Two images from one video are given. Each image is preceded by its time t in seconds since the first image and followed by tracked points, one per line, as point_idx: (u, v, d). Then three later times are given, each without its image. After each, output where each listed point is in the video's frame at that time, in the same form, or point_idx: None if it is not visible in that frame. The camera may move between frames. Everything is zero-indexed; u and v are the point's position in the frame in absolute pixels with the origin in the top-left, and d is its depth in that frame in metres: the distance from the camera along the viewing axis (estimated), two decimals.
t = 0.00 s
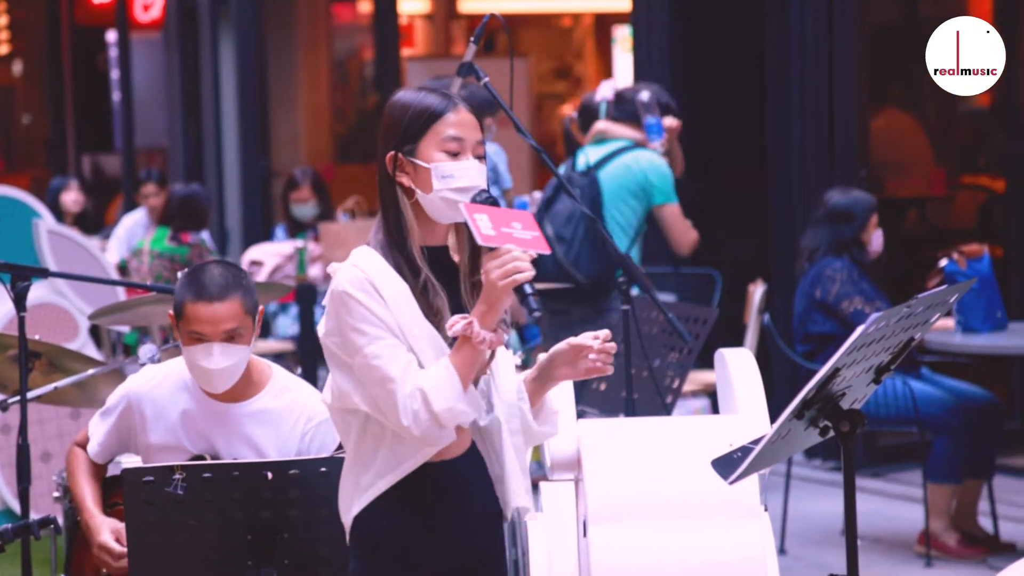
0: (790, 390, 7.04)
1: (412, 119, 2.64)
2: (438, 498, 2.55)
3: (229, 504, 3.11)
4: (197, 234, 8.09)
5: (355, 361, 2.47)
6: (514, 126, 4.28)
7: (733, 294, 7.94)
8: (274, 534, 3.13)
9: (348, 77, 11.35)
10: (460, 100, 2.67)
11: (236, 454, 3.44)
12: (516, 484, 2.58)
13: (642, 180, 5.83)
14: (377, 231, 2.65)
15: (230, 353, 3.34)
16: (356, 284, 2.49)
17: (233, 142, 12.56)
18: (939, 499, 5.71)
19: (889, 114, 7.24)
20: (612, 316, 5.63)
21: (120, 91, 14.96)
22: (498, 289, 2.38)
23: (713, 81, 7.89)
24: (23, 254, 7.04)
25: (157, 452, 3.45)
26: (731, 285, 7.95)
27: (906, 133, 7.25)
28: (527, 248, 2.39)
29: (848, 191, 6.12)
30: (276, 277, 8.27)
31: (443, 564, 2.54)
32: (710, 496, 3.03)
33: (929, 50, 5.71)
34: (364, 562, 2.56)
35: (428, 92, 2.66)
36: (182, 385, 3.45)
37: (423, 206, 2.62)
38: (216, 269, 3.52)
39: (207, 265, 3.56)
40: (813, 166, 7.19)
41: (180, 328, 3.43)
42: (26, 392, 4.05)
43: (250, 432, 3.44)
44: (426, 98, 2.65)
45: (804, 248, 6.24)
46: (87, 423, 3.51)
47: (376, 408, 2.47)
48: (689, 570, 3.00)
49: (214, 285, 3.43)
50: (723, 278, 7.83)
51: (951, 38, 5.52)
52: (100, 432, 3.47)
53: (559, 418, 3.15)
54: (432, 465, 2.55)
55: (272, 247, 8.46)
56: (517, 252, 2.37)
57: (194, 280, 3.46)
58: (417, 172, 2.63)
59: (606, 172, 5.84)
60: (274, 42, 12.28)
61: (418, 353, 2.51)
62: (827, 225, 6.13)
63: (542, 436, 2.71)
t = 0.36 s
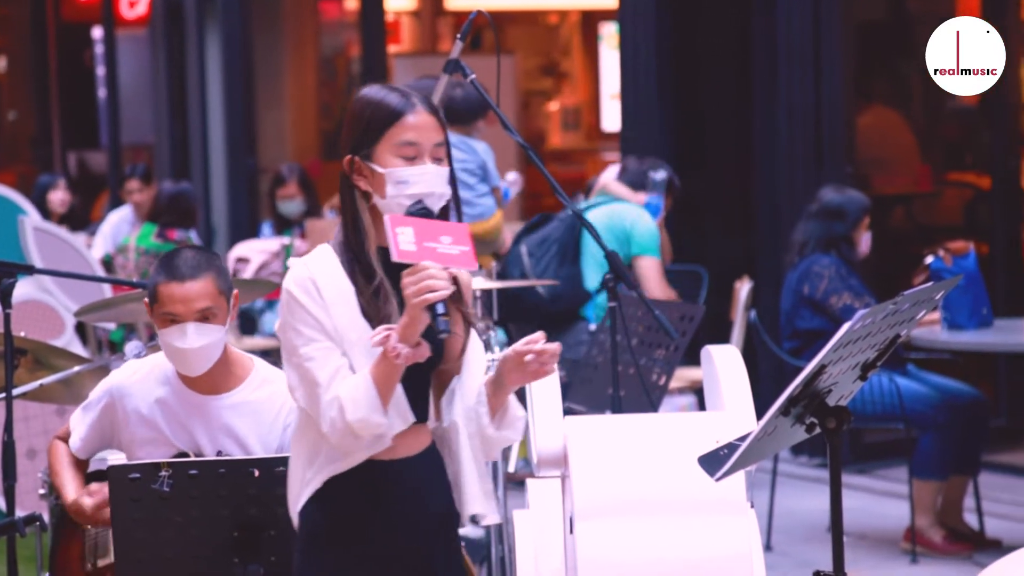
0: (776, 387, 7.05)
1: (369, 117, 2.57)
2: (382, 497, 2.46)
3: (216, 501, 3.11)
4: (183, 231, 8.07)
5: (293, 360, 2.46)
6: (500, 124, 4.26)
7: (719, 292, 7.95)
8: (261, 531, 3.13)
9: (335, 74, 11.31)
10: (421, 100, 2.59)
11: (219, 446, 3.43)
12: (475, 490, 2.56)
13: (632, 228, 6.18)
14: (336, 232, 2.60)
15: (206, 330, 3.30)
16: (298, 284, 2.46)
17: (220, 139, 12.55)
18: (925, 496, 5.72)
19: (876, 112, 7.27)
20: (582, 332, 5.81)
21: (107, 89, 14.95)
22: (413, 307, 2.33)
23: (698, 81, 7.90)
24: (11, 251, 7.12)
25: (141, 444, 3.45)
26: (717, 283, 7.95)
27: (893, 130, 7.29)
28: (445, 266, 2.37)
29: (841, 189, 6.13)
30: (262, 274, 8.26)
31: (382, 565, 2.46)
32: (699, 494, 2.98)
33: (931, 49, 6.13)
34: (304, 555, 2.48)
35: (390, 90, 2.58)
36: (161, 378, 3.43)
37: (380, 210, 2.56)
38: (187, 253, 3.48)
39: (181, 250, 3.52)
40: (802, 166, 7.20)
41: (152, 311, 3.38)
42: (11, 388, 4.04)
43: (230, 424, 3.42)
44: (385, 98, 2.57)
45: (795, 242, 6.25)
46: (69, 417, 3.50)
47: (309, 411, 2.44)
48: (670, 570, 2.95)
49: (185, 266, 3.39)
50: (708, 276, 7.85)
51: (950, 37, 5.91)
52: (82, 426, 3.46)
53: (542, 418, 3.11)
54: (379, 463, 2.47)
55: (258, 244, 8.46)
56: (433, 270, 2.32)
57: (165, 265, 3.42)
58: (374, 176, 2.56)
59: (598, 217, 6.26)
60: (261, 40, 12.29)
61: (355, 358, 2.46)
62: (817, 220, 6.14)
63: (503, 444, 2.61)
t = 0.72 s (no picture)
0: (762, 384, 7.05)
1: (304, 125, 2.60)
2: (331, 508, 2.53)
3: (202, 499, 3.10)
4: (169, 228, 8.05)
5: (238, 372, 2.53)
6: (486, 120, 4.24)
7: (705, 290, 7.95)
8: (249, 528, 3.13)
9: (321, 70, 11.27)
10: (354, 107, 2.62)
11: (204, 444, 3.41)
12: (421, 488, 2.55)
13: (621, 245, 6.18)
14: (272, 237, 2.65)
15: (188, 326, 3.31)
16: (238, 299, 2.52)
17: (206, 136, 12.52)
18: (910, 492, 5.73)
19: (862, 110, 7.25)
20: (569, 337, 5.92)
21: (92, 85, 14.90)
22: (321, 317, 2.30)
23: (685, 78, 7.91)
24: None
25: (125, 446, 3.43)
26: (704, 280, 7.96)
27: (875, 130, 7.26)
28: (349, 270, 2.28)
29: (829, 186, 6.14)
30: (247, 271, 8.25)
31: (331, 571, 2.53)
32: (685, 491, 2.96)
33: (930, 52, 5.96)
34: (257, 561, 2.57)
35: (321, 97, 2.62)
36: (145, 376, 3.42)
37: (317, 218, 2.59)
38: (162, 253, 3.49)
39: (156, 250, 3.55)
40: (787, 160, 7.21)
41: (133, 311, 3.38)
42: None
43: (216, 420, 3.41)
44: (317, 105, 2.61)
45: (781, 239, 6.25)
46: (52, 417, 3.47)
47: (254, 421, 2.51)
48: (658, 566, 2.92)
49: (161, 265, 3.40)
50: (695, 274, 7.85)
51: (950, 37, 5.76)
52: (66, 427, 3.43)
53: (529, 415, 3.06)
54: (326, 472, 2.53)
55: (243, 241, 8.45)
56: (331, 276, 2.26)
57: (142, 266, 3.42)
58: (310, 185, 2.59)
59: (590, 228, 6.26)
60: (247, 36, 12.27)
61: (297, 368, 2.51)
62: (804, 217, 6.15)
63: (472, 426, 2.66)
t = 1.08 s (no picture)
0: (753, 380, 7.06)
1: (326, 119, 2.64)
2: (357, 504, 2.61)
3: (193, 495, 3.05)
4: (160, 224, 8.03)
5: (255, 373, 2.47)
6: (477, 117, 4.24)
7: (696, 287, 7.95)
8: (239, 523, 3.06)
9: (311, 66, 11.26)
10: (373, 103, 2.67)
11: (193, 441, 3.36)
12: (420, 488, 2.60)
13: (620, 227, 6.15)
14: (279, 229, 2.66)
15: (179, 321, 3.29)
16: (263, 297, 2.47)
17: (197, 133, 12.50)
18: (900, 488, 5.75)
19: (850, 107, 7.27)
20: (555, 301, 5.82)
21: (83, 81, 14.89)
22: (404, 329, 2.40)
23: (675, 75, 7.90)
24: None
25: (116, 443, 3.40)
26: (695, 277, 7.96)
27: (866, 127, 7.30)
28: (433, 286, 2.41)
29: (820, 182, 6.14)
30: (238, 267, 8.24)
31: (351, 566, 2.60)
32: (676, 487, 2.96)
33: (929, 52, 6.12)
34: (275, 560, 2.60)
35: (340, 90, 2.65)
36: (138, 372, 3.41)
37: (334, 211, 2.64)
38: (160, 245, 3.49)
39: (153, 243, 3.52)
40: (777, 154, 7.20)
41: (125, 304, 3.38)
42: None
43: (205, 419, 3.36)
44: (340, 97, 2.64)
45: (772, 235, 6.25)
46: (43, 411, 3.48)
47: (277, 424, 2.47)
48: (652, 562, 2.92)
49: (159, 258, 3.40)
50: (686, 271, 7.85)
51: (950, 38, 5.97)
52: (57, 419, 3.43)
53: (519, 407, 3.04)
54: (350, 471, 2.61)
55: (235, 237, 8.44)
56: (422, 292, 2.38)
57: (138, 258, 3.42)
58: (329, 177, 2.64)
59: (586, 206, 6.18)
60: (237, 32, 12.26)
61: (322, 371, 2.50)
62: (795, 213, 6.15)
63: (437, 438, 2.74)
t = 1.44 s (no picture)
0: (749, 373, 7.06)
1: (382, 104, 2.60)
2: (416, 484, 2.55)
3: (189, 488, 3.05)
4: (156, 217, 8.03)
5: (345, 346, 2.42)
6: (474, 110, 4.23)
7: (691, 280, 7.95)
8: (235, 517, 3.08)
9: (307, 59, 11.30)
10: (427, 87, 2.62)
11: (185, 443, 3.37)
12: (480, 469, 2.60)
13: (621, 213, 6.03)
14: (345, 214, 2.58)
15: (171, 331, 3.25)
16: (352, 268, 2.44)
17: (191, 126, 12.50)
18: (895, 483, 5.73)
19: (847, 102, 7.30)
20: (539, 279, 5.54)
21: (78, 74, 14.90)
22: (512, 282, 2.48)
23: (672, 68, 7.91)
24: None
25: (106, 442, 3.38)
26: (690, 270, 7.97)
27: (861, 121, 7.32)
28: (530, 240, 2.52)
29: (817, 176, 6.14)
30: (234, 259, 8.25)
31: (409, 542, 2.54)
32: (673, 480, 2.95)
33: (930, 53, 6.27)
34: (331, 547, 2.51)
35: (395, 76, 2.61)
36: (126, 376, 3.37)
37: (397, 196, 2.60)
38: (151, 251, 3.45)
39: (142, 250, 3.48)
40: (773, 149, 7.22)
41: (116, 311, 3.34)
42: None
43: (199, 421, 3.36)
44: (396, 83, 2.60)
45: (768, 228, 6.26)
46: (35, 409, 3.43)
47: (366, 396, 2.43)
48: (648, 556, 2.91)
49: (150, 264, 3.35)
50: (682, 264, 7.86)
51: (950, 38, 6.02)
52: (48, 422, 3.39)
53: (516, 404, 3.06)
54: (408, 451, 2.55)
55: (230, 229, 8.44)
56: (527, 245, 2.49)
57: (128, 265, 3.38)
58: (390, 163, 2.59)
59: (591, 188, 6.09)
60: (232, 25, 12.27)
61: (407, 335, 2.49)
62: (792, 206, 6.15)
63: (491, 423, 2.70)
